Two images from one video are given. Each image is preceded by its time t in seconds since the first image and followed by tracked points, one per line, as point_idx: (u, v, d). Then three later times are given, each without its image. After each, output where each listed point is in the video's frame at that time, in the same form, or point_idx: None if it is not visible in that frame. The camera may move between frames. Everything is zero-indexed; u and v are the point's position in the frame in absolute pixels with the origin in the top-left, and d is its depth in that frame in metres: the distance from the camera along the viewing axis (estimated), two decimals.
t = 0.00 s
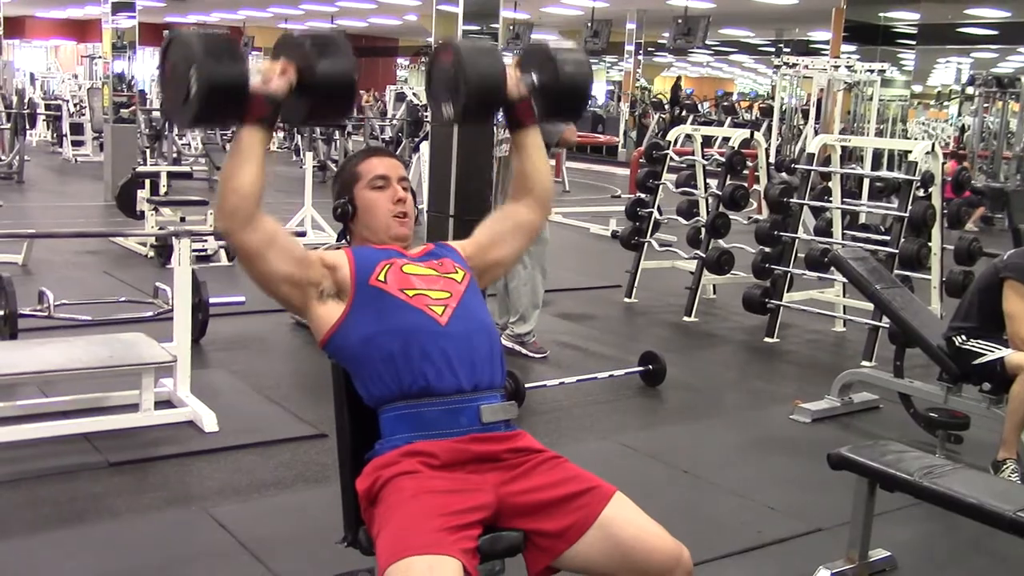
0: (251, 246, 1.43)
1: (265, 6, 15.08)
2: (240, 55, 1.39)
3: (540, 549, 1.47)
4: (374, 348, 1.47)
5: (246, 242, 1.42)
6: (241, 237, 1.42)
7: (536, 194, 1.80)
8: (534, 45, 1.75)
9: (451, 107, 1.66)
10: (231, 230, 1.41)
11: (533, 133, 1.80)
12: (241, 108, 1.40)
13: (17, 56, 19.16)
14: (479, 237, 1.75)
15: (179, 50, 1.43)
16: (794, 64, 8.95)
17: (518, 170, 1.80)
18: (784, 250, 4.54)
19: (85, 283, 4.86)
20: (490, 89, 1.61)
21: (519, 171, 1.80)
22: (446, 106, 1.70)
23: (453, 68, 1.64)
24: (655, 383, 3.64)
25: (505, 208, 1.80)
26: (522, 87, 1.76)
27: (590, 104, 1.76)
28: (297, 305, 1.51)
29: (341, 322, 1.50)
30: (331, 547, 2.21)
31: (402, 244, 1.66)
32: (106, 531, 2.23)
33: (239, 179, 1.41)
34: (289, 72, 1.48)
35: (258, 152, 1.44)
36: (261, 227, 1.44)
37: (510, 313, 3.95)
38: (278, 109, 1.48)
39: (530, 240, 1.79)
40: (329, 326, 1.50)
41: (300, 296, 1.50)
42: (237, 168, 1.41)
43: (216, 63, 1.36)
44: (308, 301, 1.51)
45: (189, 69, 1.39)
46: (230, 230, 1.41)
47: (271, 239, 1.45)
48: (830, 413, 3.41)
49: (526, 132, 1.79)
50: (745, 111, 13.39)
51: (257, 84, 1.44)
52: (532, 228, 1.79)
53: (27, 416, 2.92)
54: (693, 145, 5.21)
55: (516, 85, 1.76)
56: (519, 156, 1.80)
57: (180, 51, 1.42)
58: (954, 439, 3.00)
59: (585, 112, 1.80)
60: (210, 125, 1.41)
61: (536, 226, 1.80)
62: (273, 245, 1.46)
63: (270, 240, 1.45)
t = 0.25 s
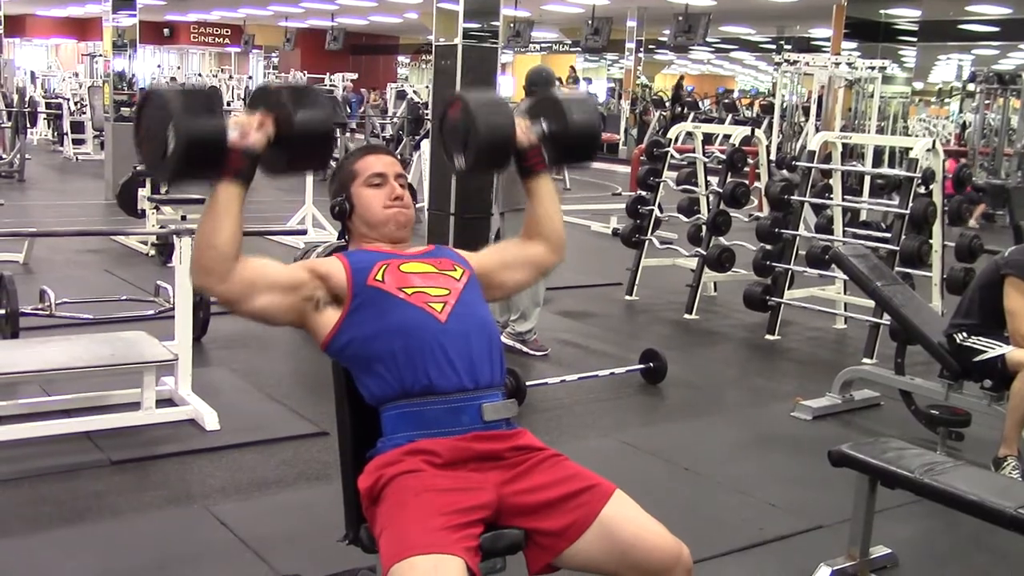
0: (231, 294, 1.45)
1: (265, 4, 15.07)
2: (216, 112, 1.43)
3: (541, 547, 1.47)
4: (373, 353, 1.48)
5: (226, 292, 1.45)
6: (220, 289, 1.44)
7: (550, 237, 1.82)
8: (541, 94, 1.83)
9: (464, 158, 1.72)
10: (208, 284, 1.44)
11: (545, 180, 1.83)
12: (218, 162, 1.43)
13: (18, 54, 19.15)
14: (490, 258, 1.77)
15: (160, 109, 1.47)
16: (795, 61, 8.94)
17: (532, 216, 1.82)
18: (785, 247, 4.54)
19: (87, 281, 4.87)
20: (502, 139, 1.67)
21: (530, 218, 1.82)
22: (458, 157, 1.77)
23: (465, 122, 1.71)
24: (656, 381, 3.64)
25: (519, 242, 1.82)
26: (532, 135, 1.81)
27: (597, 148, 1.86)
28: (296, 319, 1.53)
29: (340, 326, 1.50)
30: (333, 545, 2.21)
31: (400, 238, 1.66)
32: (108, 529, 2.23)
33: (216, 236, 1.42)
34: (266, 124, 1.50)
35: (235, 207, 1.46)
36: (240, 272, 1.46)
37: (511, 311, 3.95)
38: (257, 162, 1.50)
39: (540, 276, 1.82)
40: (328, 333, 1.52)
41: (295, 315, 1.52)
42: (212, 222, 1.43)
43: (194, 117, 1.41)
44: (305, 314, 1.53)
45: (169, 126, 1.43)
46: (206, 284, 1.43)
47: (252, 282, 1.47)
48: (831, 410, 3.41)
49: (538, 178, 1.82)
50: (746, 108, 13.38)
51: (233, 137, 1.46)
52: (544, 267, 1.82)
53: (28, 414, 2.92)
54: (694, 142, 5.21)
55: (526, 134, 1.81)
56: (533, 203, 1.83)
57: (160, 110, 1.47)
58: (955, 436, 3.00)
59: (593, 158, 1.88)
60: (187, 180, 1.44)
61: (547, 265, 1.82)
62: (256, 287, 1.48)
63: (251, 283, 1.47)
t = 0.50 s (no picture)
0: (231, 305, 1.46)
1: (265, 3, 15.07)
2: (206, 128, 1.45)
3: (541, 545, 1.47)
4: (375, 353, 1.49)
5: (223, 305, 1.45)
6: (218, 301, 1.44)
7: (550, 250, 1.82)
8: (550, 113, 1.91)
9: (467, 166, 1.79)
10: (206, 296, 1.45)
11: (547, 195, 1.85)
12: (211, 177, 1.45)
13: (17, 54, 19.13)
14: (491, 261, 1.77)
15: (151, 127, 1.49)
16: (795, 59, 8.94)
17: (532, 228, 1.83)
18: (785, 245, 4.54)
19: (87, 281, 4.87)
20: (505, 150, 1.74)
21: (531, 233, 1.83)
22: (460, 165, 1.83)
23: (471, 130, 1.77)
24: (656, 380, 3.64)
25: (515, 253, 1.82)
26: (537, 151, 1.86)
27: (600, 170, 1.91)
28: (297, 323, 1.53)
29: (343, 326, 1.51)
30: (333, 544, 2.22)
31: (401, 237, 1.67)
32: (108, 529, 2.23)
33: (212, 250, 1.43)
34: (259, 134, 1.55)
35: (232, 220, 1.47)
36: (238, 283, 1.47)
37: (511, 310, 3.95)
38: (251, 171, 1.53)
39: (537, 287, 1.81)
40: (330, 333, 1.52)
41: (297, 318, 1.53)
42: (208, 235, 1.44)
43: (185, 135, 1.43)
44: (307, 314, 1.53)
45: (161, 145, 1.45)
46: (204, 296, 1.44)
47: (251, 292, 1.48)
48: (831, 409, 3.41)
49: (540, 194, 1.84)
50: (746, 106, 13.37)
51: (227, 149, 1.49)
52: (541, 279, 1.81)
53: (28, 414, 2.92)
54: (693, 140, 5.21)
55: (532, 148, 1.86)
56: (534, 218, 1.83)
57: (151, 126, 1.49)
58: (955, 434, 3.00)
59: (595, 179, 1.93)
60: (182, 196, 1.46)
61: (546, 278, 1.82)
62: (255, 297, 1.49)
63: (250, 293, 1.48)
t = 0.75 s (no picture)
0: (235, 276, 1.46)
1: (265, 4, 15.08)
2: (217, 94, 1.42)
3: (540, 547, 1.48)
4: (374, 352, 1.49)
5: (228, 274, 1.45)
6: (224, 269, 1.45)
7: (545, 228, 1.82)
8: (548, 87, 1.83)
9: (466, 140, 1.72)
10: (213, 264, 1.45)
11: (543, 171, 1.83)
12: (221, 146, 1.43)
13: (17, 54, 19.15)
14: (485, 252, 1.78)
15: (160, 95, 1.47)
16: (794, 62, 8.96)
17: (527, 206, 1.82)
18: (784, 248, 4.54)
19: (86, 282, 4.87)
20: (506, 126, 1.67)
21: (527, 209, 1.82)
22: (459, 139, 1.76)
23: (472, 103, 1.70)
24: (655, 382, 3.65)
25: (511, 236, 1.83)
26: (535, 127, 1.80)
27: (599, 145, 1.85)
28: (296, 315, 1.53)
29: (341, 325, 1.51)
30: (332, 546, 2.22)
31: (399, 241, 1.67)
32: (108, 530, 2.24)
33: (220, 218, 1.44)
34: (271, 102, 1.52)
35: (240, 187, 1.47)
36: (243, 256, 1.47)
37: (510, 311, 3.96)
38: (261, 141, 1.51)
39: (534, 270, 1.83)
40: (329, 331, 1.52)
41: (296, 308, 1.52)
42: (217, 204, 1.44)
43: (195, 104, 1.40)
44: (306, 309, 1.53)
45: (170, 113, 1.43)
46: (211, 263, 1.45)
47: (256, 267, 1.48)
48: (829, 411, 3.42)
49: (537, 170, 1.82)
50: (746, 108, 13.38)
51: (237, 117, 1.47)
52: (538, 260, 1.83)
53: (26, 415, 2.92)
54: (692, 142, 5.21)
55: (530, 124, 1.80)
56: (528, 195, 1.82)
57: (161, 94, 1.46)
58: (953, 437, 3.01)
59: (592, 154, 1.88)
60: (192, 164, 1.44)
61: (542, 258, 1.84)
62: (260, 272, 1.49)
63: (254, 268, 1.48)
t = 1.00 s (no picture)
0: (254, 239, 1.46)
1: (267, 7, 15.10)
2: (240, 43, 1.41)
3: (539, 552, 1.48)
4: (373, 352, 1.48)
5: (249, 234, 1.45)
6: (245, 229, 1.45)
7: (533, 197, 1.82)
8: (543, 50, 1.78)
9: (462, 100, 1.66)
10: (236, 220, 1.45)
11: (535, 135, 1.81)
12: (244, 98, 1.42)
13: (19, 55, 19.17)
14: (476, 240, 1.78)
15: (183, 44, 1.45)
16: (795, 68, 8.96)
17: (518, 172, 1.82)
18: (784, 254, 4.55)
19: (87, 283, 4.87)
20: (504, 85, 1.62)
21: (519, 173, 1.82)
22: (455, 99, 1.70)
23: (468, 62, 1.65)
24: (654, 387, 3.65)
25: (503, 208, 1.82)
26: (530, 89, 1.76)
27: (595, 108, 1.80)
28: (297, 309, 1.52)
29: (341, 326, 1.51)
30: (332, 549, 2.22)
31: (397, 245, 1.67)
32: (106, 532, 2.23)
33: (242, 170, 1.44)
34: (295, 59, 1.52)
35: (263, 142, 1.46)
36: (265, 218, 1.47)
37: (509, 315, 3.96)
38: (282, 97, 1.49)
39: (525, 241, 1.83)
40: (328, 331, 1.52)
41: (298, 300, 1.52)
42: (240, 159, 1.44)
43: (219, 53, 1.38)
44: (306, 305, 1.52)
45: (192, 60, 1.41)
46: (236, 220, 1.45)
47: (275, 233, 1.48)
48: (828, 417, 3.42)
49: (531, 134, 1.80)
50: (747, 114, 13.38)
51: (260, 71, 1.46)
52: (527, 231, 1.83)
53: (26, 416, 2.93)
54: (693, 148, 5.22)
55: (526, 87, 1.75)
56: (520, 157, 1.82)
57: (185, 44, 1.45)
58: (952, 444, 3.01)
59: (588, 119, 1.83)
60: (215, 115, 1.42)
61: (530, 228, 1.83)
62: (278, 240, 1.48)
63: (273, 233, 1.47)
